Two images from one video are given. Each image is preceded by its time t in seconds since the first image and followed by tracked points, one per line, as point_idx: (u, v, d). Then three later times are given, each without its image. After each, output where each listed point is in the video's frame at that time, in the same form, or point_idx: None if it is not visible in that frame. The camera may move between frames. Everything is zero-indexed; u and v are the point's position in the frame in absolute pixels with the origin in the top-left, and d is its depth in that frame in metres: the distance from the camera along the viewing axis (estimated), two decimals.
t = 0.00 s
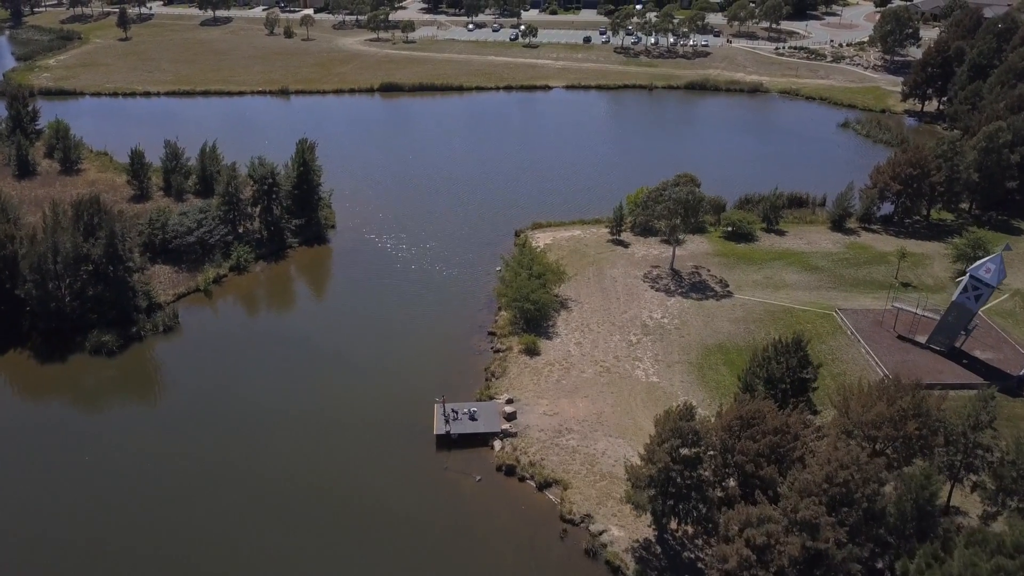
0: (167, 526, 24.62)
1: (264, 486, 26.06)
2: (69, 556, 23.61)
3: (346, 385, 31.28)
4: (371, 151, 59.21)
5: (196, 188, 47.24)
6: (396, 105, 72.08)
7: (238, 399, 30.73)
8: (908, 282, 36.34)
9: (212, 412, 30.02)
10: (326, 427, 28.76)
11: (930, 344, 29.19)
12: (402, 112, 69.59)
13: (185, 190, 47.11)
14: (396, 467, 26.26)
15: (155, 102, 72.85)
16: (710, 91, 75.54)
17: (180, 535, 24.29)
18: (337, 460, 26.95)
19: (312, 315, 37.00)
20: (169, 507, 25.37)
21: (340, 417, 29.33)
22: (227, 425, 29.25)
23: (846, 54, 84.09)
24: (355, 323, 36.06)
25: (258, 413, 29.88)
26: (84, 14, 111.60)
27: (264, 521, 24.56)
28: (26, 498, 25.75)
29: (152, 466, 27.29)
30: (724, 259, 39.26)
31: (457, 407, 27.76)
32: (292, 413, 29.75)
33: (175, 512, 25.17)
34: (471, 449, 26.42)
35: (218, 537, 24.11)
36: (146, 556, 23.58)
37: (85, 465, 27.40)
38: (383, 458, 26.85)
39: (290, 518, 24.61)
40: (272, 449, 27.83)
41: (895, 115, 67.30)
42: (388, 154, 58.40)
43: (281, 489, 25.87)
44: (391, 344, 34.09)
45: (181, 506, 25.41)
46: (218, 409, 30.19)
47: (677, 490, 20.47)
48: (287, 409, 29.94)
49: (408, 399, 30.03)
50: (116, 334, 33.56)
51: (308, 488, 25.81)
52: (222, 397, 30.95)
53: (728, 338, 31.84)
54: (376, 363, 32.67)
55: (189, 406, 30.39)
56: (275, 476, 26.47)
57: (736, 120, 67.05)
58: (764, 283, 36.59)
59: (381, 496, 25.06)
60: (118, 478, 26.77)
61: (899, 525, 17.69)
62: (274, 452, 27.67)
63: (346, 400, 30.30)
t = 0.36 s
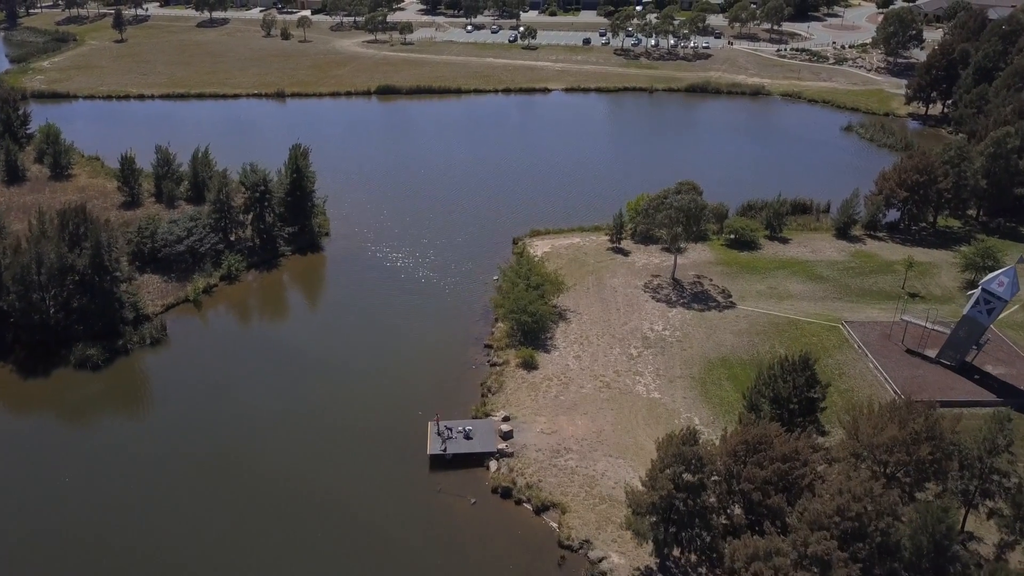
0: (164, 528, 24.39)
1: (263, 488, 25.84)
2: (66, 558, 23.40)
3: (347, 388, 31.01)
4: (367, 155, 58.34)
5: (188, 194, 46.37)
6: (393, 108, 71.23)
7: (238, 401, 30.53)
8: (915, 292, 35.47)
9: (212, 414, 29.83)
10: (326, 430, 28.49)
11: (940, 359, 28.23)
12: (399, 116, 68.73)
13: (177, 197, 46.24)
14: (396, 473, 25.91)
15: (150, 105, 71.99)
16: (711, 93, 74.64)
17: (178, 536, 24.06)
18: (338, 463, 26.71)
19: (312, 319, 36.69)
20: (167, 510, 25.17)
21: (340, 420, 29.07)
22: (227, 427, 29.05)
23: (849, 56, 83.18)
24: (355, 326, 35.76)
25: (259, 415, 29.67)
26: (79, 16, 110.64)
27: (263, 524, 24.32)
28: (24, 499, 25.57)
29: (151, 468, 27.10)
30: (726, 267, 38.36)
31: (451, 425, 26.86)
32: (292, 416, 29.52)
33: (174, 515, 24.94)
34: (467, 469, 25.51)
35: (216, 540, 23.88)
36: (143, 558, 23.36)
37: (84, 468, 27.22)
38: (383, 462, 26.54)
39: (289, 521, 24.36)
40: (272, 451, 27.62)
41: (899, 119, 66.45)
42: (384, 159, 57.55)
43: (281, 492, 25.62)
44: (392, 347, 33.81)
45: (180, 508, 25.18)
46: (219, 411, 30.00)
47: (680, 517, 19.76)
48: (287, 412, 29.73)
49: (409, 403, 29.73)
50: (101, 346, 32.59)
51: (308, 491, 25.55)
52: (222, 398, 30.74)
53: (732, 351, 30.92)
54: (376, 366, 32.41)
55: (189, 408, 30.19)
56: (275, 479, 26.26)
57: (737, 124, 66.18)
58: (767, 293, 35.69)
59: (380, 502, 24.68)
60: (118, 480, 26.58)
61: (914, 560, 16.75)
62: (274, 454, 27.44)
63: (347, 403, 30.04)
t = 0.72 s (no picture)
0: (162, 533, 24.12)
1: (263, 493, 25.57)
2: (63, 562, 23.16)
3: (347, 394, 30.68)
4: (362, 160, 57.35)
5: (178, 201, 45.36)
6: (390, 112, 70.22)
7: (238, 404, 30.28)
8: (924, 304, 34.45)
9: (212, 417, 29.59)
10: (326, 436, 28.20)
11: (953, 377, 27.14)
12: (397, 119, 67.72)
13: (167, 204, 45.22)
14: (396, 481, 25.53)
15: (142, 109, 70.96)
16: (712, 96, 73.62)
17: (176, 541, 23.80)
18: (337, 469, 26.40)
19: (312, 323, 36.28)
20: (164, 514, 24.90)
21: (341, 425, 28.76)
22: (227, 430, 28.79)
23: (851, 58, 82.16)
24: (355, 330, 35.47)
25: (259, 419, 29.40)
26: (74, 17, 109.64)
27: (262, 529, 24.02)
28: (22, 504, 25.34)
29: (150, 472, 26.86)
30: (729, 278, 37.33)
31: (445, 447, 25.83)
32: (292, 421, 29.22)
33: (172, 519, 24.70)
34: (461, 494, 24.47)
35: (215, 544, 23.62)
36: (140, 563, 23.09)
37: (82, 472, 27.00)
38: (383, 470, 26.19)
39: (288, 527, 24.05)
40: (272, 455, 27.35)
41: (904, 122, 65.45)
42: (380, 163, 56.61)
43: (281, 497, 25.33)
44: (393, 352, 33.46)
45: (179, 513, 24.93)
46: (219, 414, 29.73)
47: (683, 551, 18.91)
48: (287, 416, 29.45)
49: (409, 409, 29.36)
50: (83, 362, 31.46)
51: (306, 496, 25.25)
52: (222, 402, 30.47)
53: (736, 367, 29.88)
54: (376, 370, 32.16)
55: (188, 411, 29.94)
56: (274, 484, 25.98)
57: (738, 127, 65.13)
58: (772, 305, 34.66)
59: (377, 513, 24.18)
60: (116, 484, 26.34)
61: None
62: (274, 459, 27.15)
63: (347, 409, 29.71)
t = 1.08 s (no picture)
0: (158, 540, 23.78)
1: (263, 497, 25.33)
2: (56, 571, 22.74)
3: (347, 399, 30.33)
4: (358, 164, 56.36)
5: (167, 208, 44.38)
6: (387, 115, 69.19)
7: (238, 408, 30.01)
8: (934, 317, 33.38)
9: (212, 420, 29.32)
10: (326, 441, 27.87)
11: (967, 397, 26.04)
12: (394, 123, 66.72)
13: (156, 210, 44.19)
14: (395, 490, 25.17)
15: (134, 112, 69.93)
16: (713, 99, 72.60)
17: (175, 545, 23.59)
18: (337, 475, 26.11)
19: (311, 328, 35.83)
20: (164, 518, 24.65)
21: (340, 430, 28.43)
22: (227, 433, 28.52)
23: (855, 60, 81.11)
24: (353, 336, 34.98)
25: (259, 423, 29.12)
26: (69, 19, 108.67)
27: (262, 534, 23.78)
28: (14, 513, 24.88)
29: (145, 479, 26.42)
30: (733, 289, 36.28)
31: (437, 471, 24.76)
32: (292, 425, 28.91)
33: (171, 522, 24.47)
34: (454, 521, 23.40)
35: (214, 549, 23.39)
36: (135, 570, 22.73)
37: (82, 476, 26.78)
38: (382, 477, 25.88)
39: (287, 533, 23.78)
40: (272, 460, 27.06)
41: (908, 126, 64.45)
42: (376, 168, 55.60)
43: (280, 501, 25.08)
44: (393, 358, 33.09)
45: (178, 516, 24.68)
46: (218, 418, 29.45)
47: None
48: (287, 420, 29.16)
49: (409, 415, 28.99)
50: (63, 379, 30.31)
51: (306, 502, 24.97)
52: (222, 406, 30.19)
53: (740, 384, 28.82)
54: (375, 377, 31.72)
55: (185, 415, 29.61)
56: (274, 488, 25.72)
57: (740, 131, 64.10)
58: (777, 318, 33.62)
59: (370, 532, 23.43)
60: (114, 487, 26.10)
61: None
62: (273, 463, 26.88)
63: (346, 414, 29.36)
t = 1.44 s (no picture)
0: (153, 548, 23.42)
1: (265, 500, 25.12)
2: None
3: (350, 403, 30.06)
4: (354, 169, 55.37)
5: (156, 216, 43.29)
6: (384, 118, 68.16)
7: (241, 412, 29.80)
8: (944, 330, 32.30)
9: (214, 423, 29.14)
10: (329, 445, 27.62)
11: (982, 419, 24.93)
12: (391, 126, 65.70)
13: (145, 218, 43.14)
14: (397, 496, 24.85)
15: (126, 115, 68.85)
16: (715, 102, 71.56)
17: (176, 548, 23.39)
18: (339, 479, 25.86)
19: (311, 332, 35.42)
20: (165, 521, 24.48)
21: (343, 434, 28.17)
22: (229, 436, 28.32)
23: (858, 62, 80.04)
24: (351, 341, 34.52)
25: (262, 426, 28.89)
26: (64, 20, 107.62)
27: (262, 539, 23.54)
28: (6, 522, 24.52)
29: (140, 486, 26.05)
30: (736, 300, 35.21)
31: (429, 497, 23.69)
32: (294, 428, 28.68)
33: (173, 525, 24.30)
34: (446, 550, 22.32)
35: (215, 552, 23.20)
36: None
37: (83, 481, 26.59)
38: (384, 483, 25.60)
39: (289, 537, 23.56)
40: (274, 463, 26.85)
41: (913, 129, 63.38)
42: (371, 173, 54.62)
43: (279, 507, 24.81)
44: (393, 362, 32.73)
45: (173, 524, 24.32)
46: (220, 421, 29.24)
47: None
48: (289, 423, 28.91)
49: (411, 420, 28.69)
50: (42, 397, 29.19)
51: (307, 506, 24.72)
52: (219, 411, 29.88)
53: (745, 402, 27.72)
54: (373, 382, 31.34)
55: (182, 421, 29.24)
56: (277, 491, 25.50)
57: (742, 135, 63.04)
58: (782, 331, 32.55)
59: (363, 554, 22.66)
60: (116, 490, 25.94)
61: None
62: (276, 466, 26.66)
63: (349, 418, 29.09)
